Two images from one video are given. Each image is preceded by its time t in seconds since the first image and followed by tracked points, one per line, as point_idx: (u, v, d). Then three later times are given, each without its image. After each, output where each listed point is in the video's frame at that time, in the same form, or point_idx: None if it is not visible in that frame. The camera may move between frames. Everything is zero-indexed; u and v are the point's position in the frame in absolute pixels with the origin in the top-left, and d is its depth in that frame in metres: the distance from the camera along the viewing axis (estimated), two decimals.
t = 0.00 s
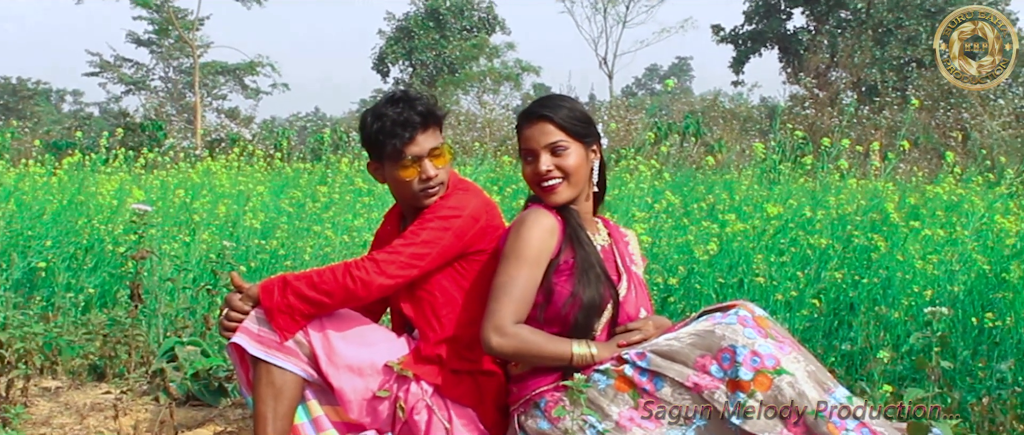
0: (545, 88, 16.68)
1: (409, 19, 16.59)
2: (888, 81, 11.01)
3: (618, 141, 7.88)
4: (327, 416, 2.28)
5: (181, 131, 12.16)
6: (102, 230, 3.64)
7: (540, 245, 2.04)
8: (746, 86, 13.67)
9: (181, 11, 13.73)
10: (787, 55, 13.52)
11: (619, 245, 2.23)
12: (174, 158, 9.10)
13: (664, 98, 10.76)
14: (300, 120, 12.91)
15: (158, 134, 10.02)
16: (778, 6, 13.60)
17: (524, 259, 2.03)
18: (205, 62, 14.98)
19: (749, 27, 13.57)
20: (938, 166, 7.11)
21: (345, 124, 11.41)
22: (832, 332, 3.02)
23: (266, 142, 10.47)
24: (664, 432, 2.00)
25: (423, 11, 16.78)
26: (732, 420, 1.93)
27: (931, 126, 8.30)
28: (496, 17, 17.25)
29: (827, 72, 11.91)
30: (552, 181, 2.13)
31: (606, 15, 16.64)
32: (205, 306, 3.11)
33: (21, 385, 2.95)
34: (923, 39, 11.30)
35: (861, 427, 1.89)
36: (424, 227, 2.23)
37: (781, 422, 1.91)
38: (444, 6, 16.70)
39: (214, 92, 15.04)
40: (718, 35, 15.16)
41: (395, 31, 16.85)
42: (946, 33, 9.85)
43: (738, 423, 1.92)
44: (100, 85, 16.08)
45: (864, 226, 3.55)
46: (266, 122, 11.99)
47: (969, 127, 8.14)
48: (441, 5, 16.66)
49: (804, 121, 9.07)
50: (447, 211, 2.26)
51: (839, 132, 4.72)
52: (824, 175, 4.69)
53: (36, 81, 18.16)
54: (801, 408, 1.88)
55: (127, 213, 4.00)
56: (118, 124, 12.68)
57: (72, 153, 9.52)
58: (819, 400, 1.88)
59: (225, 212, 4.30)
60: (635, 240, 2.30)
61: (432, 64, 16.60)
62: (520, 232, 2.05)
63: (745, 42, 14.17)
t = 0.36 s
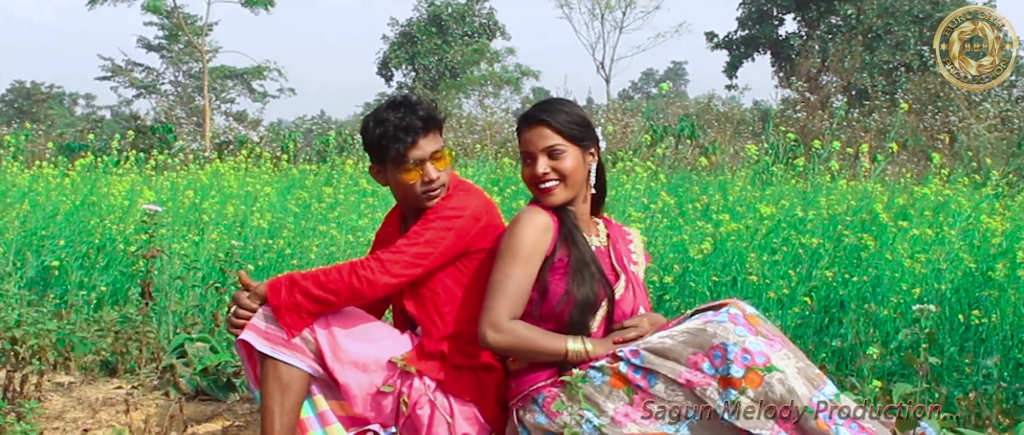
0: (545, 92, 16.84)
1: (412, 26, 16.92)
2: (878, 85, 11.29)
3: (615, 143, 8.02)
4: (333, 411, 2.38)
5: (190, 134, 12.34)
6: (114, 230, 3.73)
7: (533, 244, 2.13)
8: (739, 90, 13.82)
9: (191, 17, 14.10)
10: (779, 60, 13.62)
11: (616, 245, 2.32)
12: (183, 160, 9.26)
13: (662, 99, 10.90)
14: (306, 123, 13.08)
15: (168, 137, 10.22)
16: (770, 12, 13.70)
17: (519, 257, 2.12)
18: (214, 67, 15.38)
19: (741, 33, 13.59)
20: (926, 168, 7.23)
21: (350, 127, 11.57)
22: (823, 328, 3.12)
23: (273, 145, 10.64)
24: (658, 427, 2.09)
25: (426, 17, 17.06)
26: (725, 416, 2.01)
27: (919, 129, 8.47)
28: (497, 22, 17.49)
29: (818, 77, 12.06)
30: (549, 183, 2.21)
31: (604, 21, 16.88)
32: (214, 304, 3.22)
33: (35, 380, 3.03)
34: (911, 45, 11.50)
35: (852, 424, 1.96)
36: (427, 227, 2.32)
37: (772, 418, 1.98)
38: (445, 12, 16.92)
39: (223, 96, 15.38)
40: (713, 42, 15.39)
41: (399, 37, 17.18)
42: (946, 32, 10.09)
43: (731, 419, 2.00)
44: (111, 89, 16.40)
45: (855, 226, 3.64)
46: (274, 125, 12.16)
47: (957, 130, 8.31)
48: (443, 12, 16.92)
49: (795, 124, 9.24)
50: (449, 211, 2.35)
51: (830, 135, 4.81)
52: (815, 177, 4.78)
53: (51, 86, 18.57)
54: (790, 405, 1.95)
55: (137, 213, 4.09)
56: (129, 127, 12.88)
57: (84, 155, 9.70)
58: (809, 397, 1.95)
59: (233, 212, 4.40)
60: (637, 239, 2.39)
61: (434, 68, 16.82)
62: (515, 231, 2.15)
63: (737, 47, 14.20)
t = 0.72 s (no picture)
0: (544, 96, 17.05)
1: (416, 32, 17.41)
2: (867, 89, 11.64)
3: (612, 146, 8.19)
4: (338, 405, 2.48)
5: (200, 136, 12.59)
6: (125, 230, 3.82)
7: (528, 245, 2.23)
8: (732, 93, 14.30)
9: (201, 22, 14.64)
10: (771, 64, 14.67)
11: (611, 243, 2.41)
12: (193, 162, 9.45)
13: (658, 101, 11.06)
14: (313, 125, 13.30)
15: (179, 139, 10.45)
16: (762, 19, 14.88)
17: (515, 258, 2.21)
18: (224, 71, 16.03)
19: (734, 37, 14.79)
20: (913, 168, 7.40)
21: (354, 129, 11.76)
22: (814, 325, 3.20)
23: (280, 146, 10.86)
24: (652, 421, 2.19)
25: (429, 23, 17.58)
26: (717, 410, 2.10)
27: (907, 131, 8.70)
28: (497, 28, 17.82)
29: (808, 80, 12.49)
30: (550, 185, 2.30)
31: (601, 26, 17.17)
32: (222, 301, 3.32)
33: (49, 375, 3.13)
34: (898, 50, 11.86)
35: (842, 420, 2.05)
36: (429, 227, 2.41)
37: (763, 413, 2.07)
38: (448, 19, 17.44)
39: (231, 99, 15.94)
40: (706, 46, 15.74)
41: (402, 43, 17.64)
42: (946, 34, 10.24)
43: (722, 413, 2.09)
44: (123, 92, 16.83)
45: (844, 226, 3.74)
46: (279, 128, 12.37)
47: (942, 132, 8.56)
48: (446, 17, 17.43)
49: (787, 126, 9.49)
50: (451, 211, 2.44)
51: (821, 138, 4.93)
52: (806, 178, 4.90)
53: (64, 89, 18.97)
54: (781, 399, 2.04)
55: (148, 213, 4.20)
56: (140, 129, 13.13)
57: (97, 157, 9.92)
58: (799, 393, 2.05)
59: (242, 212, 4.51)
60: (637, 234, 2.47)
61: (437, 72, 17.20)
62: (510, 232, 2.24)
63: (731, 52, 15.34)
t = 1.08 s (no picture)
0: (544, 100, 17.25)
1: (418, 37, 17.56)
2: (856, 92, 11.97)
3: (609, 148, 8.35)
4: (343, 399, 2.58)
5: (209, 139, 12.81)
6: (137, 229, 3.92)
7: (524, 245, 2.33)
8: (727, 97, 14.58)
9: (210, 28, 15.03)
10: (763, 69, 14.91)
11: (607, 241, 2.51)
12: (202, 163, 9.63)
13: (655, 105, 11.24)
14: (319, 128, 13.50)
15: (188, 141, 10.69)
16: (754, 24, 14.98)
17: (511, 258, 2.31)
18: (234, 75, 16.28)
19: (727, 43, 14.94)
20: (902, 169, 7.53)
21: (358, 131, 11.91)
22: (805, 321, 3.30)
23: (287, 148, 11.08)
24: (647, 415, 2.29)
25: (431, 29, 17.77)
26: (711, 404, 2.19)
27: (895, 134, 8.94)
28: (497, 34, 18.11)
29: (799, 84, 12.78)
30: (552, 186, 2.39)
31: (599, 32, 17.50)
32: (231, 299, 3.43)
33: (62, 370, 3.24)
34: (887, 55, 12.34)
35: (830, 413, 2.14)
36: (429, 227, 2.50)
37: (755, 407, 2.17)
38: (449, 24, 17.74)
39: (239, 103, 16.19)
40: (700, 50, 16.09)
41: (405, 47, 17.75)
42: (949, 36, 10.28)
43: (716, 407, 2.18)
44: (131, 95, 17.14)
45: (834, 225, 3.84)
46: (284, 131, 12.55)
47: (929, 135, 8.80)
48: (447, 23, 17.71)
49: (779, 129, 9.60)
50: (451, 211, 2.53)
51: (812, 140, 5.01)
52: (798, 179, 4.98)
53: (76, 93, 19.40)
54: (773, 394, 2.14)
55: (159, 213, 4.31)
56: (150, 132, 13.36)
57: (108, 158, 10.14)
58: (790, 388, 2.13)
59: (250, 212, 4.61)
60: (631, 232, 2.57)
61: (438, 77, 17.34)
62: (507, 233, 2.34)
63: (724, 57, 15.54)
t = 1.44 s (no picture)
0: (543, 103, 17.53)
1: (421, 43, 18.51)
2: (845, 97, 12.31)
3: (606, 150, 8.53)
4: (348, 393, 2.69)
5: (218, 142, 13.11)
6: (149, 229, 4.04)
7: (523, 245, 2.42)
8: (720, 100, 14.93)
9: (220, 34, 15.34)
10: (755, 73, 15.20)
11: (602, 241, 2.63)
12: (212, 165, 9.85)
13: (650, 108, 11.47)
14: (326, 131, 13.75)
15: (198, 144, 10.98)
16: (747, 30, 15.47)
17: (511, 258, 2.40)
18: (242, 79, 16.54)
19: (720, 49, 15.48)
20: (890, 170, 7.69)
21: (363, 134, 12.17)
22: (796, 318, 3.41)
23: (294, 151, 11.34)
24: (644, 408, 2.41)
25: (432, 35, 18.68)
26: (704, 399, 2.30)
27: (884, 136, 9.19)
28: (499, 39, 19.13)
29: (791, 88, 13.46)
30: (560, 190, 2.49)
31: (596, 38, 17.95)
32: (240, 296, 3.54)
33: (77, 365, 3.34)
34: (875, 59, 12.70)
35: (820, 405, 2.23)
36: (432, 226, 2.60)
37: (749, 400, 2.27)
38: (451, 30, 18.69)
39: (248, 107, 16.48)
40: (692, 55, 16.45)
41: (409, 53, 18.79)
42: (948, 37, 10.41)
43: (709, 402, 2.29)
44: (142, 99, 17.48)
45: (824, 225, 3.95)
46: (291, 134, 12.82)
47: (917, 137, 9.15)
48: (449, 30, 18.66)
49: (769, 132, 9.76)
50: (452, 211, 2.64)
51: (802, 141, 5.10)
52: (788, 180, 5.08)
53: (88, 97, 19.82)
54: (764, 388, 2.24)
55: (170, 213, 4.43)
56: (162, 134, 13.67)
57: (122, 160, 10.43)
58: (781, 382, 2.23)
59: (258, 212, 4.72)
60: (624, 232, 2.69)
61: (441, 81, 18.24)
62: (507, 233, 2.43)
63: (719, 62, 16.05)
